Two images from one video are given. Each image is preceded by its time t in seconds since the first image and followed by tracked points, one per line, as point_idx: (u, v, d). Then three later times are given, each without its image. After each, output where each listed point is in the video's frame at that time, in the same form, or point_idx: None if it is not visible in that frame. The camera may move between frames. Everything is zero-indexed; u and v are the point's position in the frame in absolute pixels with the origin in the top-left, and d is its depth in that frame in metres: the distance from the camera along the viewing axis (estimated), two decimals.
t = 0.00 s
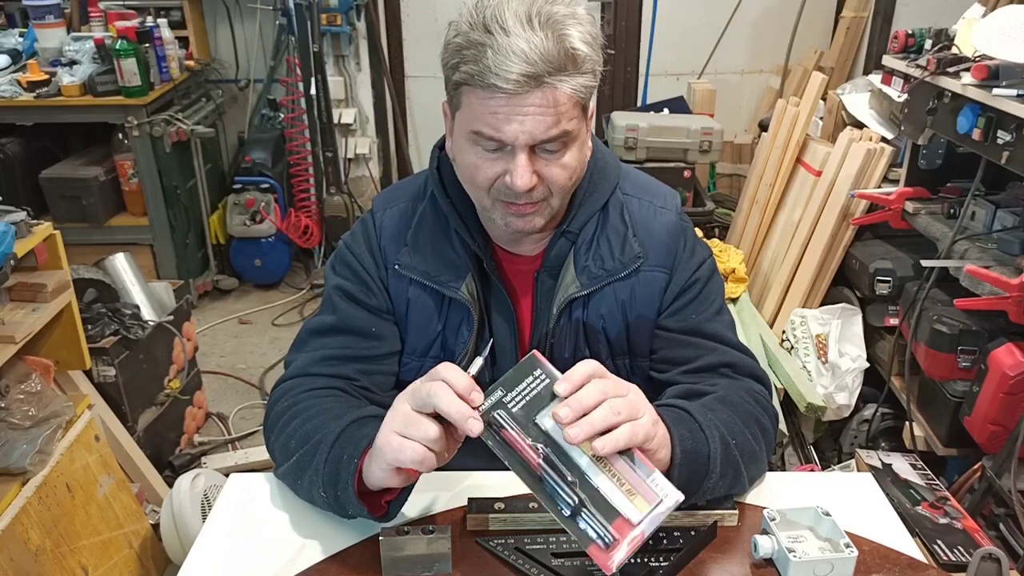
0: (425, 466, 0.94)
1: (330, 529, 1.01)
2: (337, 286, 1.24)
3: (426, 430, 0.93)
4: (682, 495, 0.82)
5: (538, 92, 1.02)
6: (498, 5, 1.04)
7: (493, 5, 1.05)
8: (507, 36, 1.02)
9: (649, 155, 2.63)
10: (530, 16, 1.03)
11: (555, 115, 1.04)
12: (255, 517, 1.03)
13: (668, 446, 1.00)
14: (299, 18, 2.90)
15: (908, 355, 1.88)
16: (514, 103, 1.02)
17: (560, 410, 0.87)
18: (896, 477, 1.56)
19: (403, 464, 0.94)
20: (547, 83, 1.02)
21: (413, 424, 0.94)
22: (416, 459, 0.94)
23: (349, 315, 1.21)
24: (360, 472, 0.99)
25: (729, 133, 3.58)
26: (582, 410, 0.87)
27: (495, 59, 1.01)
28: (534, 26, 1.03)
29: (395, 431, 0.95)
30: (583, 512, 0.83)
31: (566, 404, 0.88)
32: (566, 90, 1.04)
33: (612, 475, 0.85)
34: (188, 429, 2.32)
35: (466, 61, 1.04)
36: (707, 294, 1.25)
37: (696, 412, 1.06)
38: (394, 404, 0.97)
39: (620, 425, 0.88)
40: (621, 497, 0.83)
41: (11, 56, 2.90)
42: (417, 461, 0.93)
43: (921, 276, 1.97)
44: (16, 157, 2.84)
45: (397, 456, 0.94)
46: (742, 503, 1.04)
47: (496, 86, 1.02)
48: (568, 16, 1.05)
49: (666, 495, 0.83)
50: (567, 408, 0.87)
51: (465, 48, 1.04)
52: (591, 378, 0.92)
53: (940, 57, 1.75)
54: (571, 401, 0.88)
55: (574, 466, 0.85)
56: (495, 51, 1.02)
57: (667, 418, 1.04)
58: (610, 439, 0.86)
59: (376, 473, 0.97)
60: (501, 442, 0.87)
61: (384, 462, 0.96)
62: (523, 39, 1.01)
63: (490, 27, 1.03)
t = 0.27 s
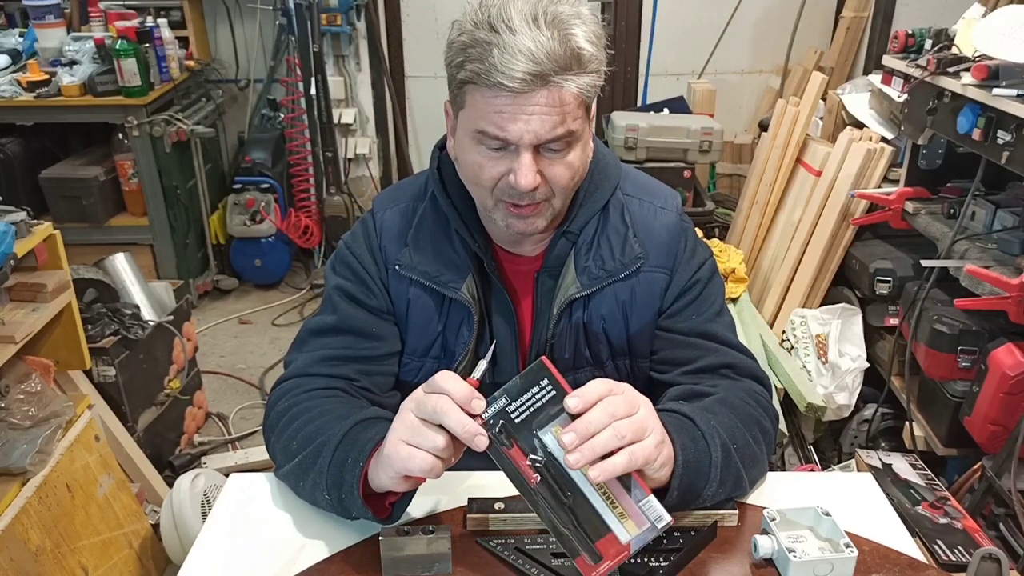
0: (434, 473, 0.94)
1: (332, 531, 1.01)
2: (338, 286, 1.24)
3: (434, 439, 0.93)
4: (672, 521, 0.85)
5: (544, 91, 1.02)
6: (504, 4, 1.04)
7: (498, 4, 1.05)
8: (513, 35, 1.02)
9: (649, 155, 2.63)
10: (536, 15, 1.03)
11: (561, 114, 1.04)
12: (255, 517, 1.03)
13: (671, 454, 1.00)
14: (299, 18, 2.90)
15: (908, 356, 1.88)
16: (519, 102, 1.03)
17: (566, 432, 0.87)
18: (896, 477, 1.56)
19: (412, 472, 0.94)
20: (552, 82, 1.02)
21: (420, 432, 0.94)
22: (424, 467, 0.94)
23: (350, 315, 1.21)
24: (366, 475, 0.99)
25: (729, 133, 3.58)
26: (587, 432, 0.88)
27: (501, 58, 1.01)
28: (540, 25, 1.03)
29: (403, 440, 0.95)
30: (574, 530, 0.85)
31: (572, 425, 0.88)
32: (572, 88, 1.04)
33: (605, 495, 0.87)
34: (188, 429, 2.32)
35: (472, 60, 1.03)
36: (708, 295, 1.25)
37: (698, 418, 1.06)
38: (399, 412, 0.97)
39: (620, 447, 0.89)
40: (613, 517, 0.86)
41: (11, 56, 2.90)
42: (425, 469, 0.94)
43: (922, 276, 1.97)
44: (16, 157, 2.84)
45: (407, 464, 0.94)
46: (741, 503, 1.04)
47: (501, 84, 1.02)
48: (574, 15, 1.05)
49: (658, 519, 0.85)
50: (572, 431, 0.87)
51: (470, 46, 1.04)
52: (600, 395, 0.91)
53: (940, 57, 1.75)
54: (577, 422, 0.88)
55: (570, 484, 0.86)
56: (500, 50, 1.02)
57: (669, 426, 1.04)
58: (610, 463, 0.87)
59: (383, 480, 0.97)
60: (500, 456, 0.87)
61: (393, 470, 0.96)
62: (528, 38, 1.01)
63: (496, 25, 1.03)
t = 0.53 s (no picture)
0: (454, 466, 0.94)
1: (336, 529, 1.01)
2: (338, 286, 1.24)
3: (454, 433, 0.92)
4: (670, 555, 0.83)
5: (550, 90, 1.03)
6: (506, 3, 1.04)
7: (500, 3, 1.05)
8: (518, 34, 1.02)
9: (649, 155, 2.63)
10: (539, 14, 1.03)
11: (565, 114, 1.04)
12: (255, 517, 1.03)
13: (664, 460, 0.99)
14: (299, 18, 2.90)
15: (908, 355, 1.88)
16: (525, 101, 1.03)
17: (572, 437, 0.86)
18: (896, 477, 1.56)
19: (431, 465, 0.94)
20: (557, 81, 1.03)
21: (440, 425, 0.93)
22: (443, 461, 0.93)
23: (350, 315, 1.21)
24: (382, 472, 1.00)
25: (729, 133, 3.58)
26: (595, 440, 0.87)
27: (506, 58, 1.01)
28: (544, 25, 1.03)
29: (422, 433, 0.95)
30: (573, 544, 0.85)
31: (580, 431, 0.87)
32: (577, 87, 1.04)
33: (609, 515, 0.85)
34: (188, 429, 2.32)
35: (476, 60, 1.03)
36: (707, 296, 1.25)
37: (691, 422, 1.06)
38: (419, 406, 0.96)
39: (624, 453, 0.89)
40: (612, 539, 0.84)
41: (11, 56, 2.90)
42: (445, 462, 0.93)
43: (922, 276, 1.97)
44: (16, 157, 2.84)
45: (425, 457, 0.94)
46: (741, 503, 1.04)
47: (507, 84, 1.02)
48: (575, 13, 1.05)
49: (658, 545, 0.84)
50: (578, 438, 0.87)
51: (474, 47, 1.04)
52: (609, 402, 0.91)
53: (940, 57, 1.75)
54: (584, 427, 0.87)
55: (574, 497, 0.85)
56: (505, 49, 1.02)
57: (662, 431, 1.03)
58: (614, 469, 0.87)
59: (400, 473, 0.97)
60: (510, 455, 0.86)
61: (410, 463, 0.95)
62: (534, 37, 1.01)
63: (499, 25, 1.03)
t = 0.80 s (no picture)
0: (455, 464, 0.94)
1: (339, 528, 1.01)
2: (339, 286, 1.24)
3: (456, 430, 0.93)
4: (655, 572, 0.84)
5: (548, 100, 1.03)
6: (502, 13, 1.04)
7: (496, 13, 1.04)
8: (513, 45, 1.02)
9: (649, 155, 2.63)
10: (535, 23, 1.03)
11: (564, 122, 1.04)
12: (255, 517, 1.03)
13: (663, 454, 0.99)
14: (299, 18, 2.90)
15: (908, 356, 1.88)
16: (524, 113, 1.03)
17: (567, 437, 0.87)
18: (896, 477, 1.56)
19: (433, 462, 0.94)
20: (555, 91, 1.02)
21: (442, 422, 0.93)
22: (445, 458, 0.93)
23: (351, 315, 1.21)
24: (384, 471, 1.00)
25: (729, 133, 3.58)
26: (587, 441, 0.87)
27: (502, 69, 1.01)
28: (540, 33, 1.03)
29: (424, 430, 0.95)
30: (559, 549, 0.86)
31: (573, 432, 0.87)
32: (575, 97, 1.04)
33: (598, 524, 0.86)
34: (188, 429, 2.32)
35: (472, 71, 1.03)
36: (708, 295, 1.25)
37: (695, 417, 1.06)
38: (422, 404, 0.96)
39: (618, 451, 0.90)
40: (597, 547, 0.85)
41: (11, 56, 2.90)
42: (447, 459, 0.93)
43: (922, 276, 1.97)
44: (16, 157, 2.84)
45: (427, 455, 0.94)
46: (741, 503, 1.04)
47: (505, 96, 1.02)
48: (573, 20, 1.05)
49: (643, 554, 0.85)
50: (571, 435, 0.87)
51: (470, 57, 1.04)
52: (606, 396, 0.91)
53: (940, 57, 1.75)
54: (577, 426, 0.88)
55: (565, 501, 0.87)
56: (502, 61, 1.02)
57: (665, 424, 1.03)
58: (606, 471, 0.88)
59: (401, 470, 0.98)
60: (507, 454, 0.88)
61: (412, 460, 0.95)
62: (530, 48, 1.01)
63: (495, 35, 1.03)
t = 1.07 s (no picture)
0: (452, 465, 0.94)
1: (338, 528, 1.01)
2: (339, 286, 1.24)
3: (453, 429, 0.92)
4: None
5: (546, 102, 1.02)
6: (501, 14, 1.04)
7: (495, 14, 1.05)
8: (511, 45, 1.02)
9: (649, 155, 2.63)
10: (533, 24, 1.04)
11: (563, 123, 1.04)
12: (256, 516, 1.03)
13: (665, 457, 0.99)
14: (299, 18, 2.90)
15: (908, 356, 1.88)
16: (522, 113, 1.03)
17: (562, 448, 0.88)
18: (896, 477, 1.56)
19: (430, 462, 0.93)
20: (554, 91, 1.02)
21: (440, 422, 0.93)
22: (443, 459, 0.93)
23: (351, 315, 1.21)
24: (382, 472, 1.00)
25: (729, 133, 3.58)
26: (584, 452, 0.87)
27: (500, 71, 1.01)
28: (539, 35, 1.03)
29: (422, 430, 0.94)
30: (547, 557, 0.86)
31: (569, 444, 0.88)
32: (574, 97, 1.04)
33: (586, 535, 0.85)
34: (188, 429, 2.32)
35: (471, 73, 1.03)
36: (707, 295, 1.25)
37: (696, 418, 1.05)
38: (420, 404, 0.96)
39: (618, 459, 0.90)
40: (584, 558, 0.85)
41: (11, 56, 2.90)
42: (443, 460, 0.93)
43: (922, 276, 1.97)
44: (16, 157, 2.84)
45: (424, 454, 0.94)
46: (741, 503, 1.04)
47: (503, 97, 1.02)
48: (571, 22, 1.05)
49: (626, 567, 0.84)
50: (569, 446, 0.88)
51: (469, 59, 1.04)
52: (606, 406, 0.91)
53: (940, 57, 1.75)
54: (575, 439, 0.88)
55: (557, 509, 0.87)
56: (500, 62, 1.02)
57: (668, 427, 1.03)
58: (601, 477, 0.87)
59: (398, 470, 0.97)
60: (503, 459, 0.88)
61: (410, 460, 0.95)
62: (528, 50, 1.01)
63: (494, 36, 1.03)
